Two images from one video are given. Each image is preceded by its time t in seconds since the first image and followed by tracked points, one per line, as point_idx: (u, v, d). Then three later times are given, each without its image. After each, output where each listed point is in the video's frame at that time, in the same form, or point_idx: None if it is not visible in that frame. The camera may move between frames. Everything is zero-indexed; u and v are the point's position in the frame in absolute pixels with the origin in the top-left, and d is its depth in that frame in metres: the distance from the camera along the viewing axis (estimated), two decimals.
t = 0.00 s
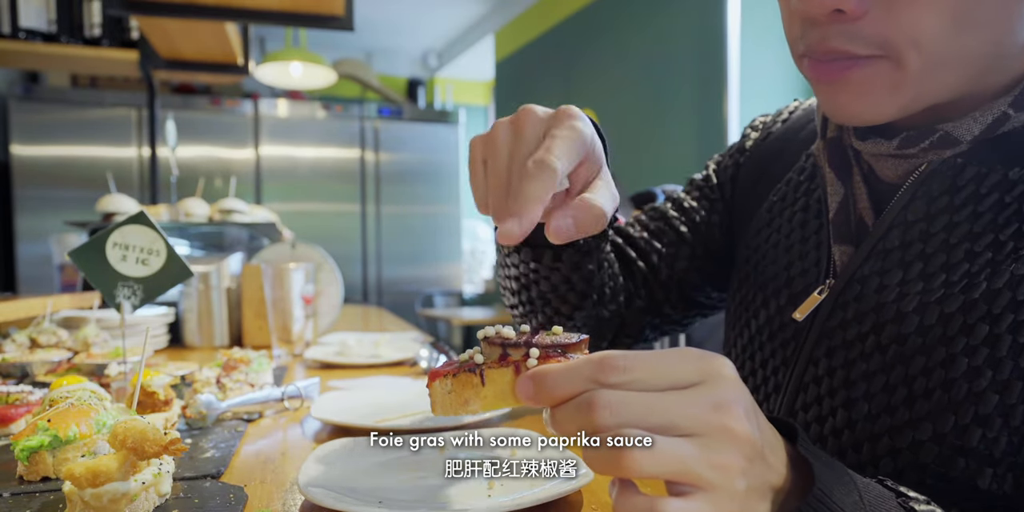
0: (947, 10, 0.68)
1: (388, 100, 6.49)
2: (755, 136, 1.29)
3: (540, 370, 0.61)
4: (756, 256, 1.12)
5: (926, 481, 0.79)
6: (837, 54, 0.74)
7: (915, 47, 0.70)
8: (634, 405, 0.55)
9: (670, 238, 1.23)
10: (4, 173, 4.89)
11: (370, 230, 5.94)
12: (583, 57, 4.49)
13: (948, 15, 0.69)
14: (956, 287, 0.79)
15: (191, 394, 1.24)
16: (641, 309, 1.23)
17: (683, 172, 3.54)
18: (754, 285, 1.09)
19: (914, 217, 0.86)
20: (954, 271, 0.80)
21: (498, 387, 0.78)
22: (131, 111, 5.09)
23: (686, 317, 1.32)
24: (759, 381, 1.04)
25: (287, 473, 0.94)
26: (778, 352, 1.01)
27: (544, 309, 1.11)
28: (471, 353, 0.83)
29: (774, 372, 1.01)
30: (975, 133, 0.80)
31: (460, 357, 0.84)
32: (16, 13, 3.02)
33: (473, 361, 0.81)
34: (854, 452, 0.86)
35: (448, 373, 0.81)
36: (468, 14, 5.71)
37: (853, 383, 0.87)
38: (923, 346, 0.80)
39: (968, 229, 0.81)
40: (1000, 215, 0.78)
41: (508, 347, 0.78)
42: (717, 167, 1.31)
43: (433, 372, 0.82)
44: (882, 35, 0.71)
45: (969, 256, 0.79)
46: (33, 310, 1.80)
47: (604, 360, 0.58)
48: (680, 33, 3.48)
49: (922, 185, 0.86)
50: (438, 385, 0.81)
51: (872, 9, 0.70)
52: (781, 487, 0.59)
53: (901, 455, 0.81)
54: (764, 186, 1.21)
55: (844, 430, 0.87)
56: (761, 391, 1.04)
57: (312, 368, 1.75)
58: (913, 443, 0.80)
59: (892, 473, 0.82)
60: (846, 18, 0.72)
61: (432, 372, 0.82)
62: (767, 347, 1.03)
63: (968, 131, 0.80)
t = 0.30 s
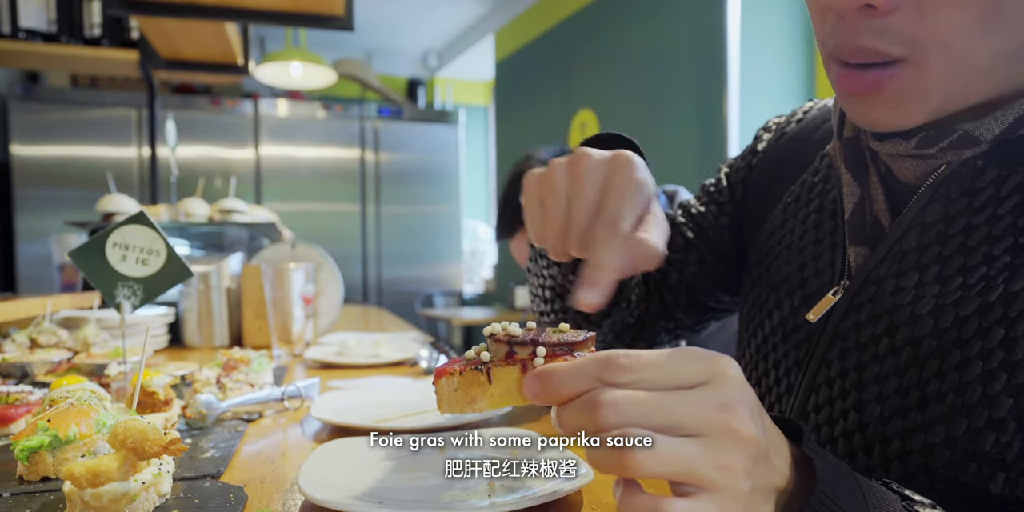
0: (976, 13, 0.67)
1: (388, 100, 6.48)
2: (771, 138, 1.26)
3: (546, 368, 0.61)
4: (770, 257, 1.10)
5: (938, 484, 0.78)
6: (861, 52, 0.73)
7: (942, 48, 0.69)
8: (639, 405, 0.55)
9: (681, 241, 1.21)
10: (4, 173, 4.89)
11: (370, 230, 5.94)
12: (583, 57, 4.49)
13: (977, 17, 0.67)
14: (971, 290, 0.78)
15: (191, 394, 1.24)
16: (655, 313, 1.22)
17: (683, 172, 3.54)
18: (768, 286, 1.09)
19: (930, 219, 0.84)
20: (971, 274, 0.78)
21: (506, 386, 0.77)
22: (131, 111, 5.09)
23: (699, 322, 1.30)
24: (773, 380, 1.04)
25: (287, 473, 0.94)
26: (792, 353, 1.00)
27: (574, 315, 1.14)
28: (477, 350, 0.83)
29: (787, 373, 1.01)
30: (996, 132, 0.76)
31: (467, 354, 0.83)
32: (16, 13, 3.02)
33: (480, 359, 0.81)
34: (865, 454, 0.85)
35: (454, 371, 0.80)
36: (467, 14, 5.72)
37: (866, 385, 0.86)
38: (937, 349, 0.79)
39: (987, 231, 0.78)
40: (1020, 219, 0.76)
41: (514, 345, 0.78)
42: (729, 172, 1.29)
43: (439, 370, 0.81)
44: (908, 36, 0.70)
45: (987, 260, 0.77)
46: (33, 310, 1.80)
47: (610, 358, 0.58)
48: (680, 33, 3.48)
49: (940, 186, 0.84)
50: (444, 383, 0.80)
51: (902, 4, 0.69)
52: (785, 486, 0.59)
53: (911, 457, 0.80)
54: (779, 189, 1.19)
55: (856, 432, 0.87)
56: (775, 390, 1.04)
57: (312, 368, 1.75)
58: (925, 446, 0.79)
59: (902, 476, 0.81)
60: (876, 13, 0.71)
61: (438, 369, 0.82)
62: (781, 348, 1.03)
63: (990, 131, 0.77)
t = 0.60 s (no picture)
0: None
1: (388, 100, 6.48)
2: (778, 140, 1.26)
3: (543, 372, 0.61)
4: (772, 256, 1.09)
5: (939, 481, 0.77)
6: (856, 23, 0.69)
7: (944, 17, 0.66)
8: (635, 406, 0.55)
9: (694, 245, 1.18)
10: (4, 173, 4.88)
11: (370, 230, 5.94)
12: (583, 57, 4.48)
13: None
14: (970, 288, 0.76)
15: (191, 394, 1.24)
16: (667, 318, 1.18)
17: (683, 172, 3.54)
18: (769, 284, 1.07)
19: (929, 217, 0.83)
20: (969, 272, 0.77)
21: (504, 391, 0.76)
22: (131, 111, 5.09)
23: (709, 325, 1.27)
24: (775, 379, 1.03)
25: (287, 473, 0.95)
26: (793, 352, 0.99)
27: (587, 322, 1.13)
28: (474, 356, 0.83)
29: (789, 372, 1.00)
30: (991, 129, 0.77)
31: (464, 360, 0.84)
32: (16, 13, 3.02)
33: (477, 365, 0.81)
34: (867, 452, 0.85)
35: (453, 376, 0.81)
36: (467, 14, 5.72)
37: (867, 384, 0.85)
38: (937, 347, 0.78)
39: (984, 229, 0.77)
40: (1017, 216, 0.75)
41: (512, 349, 0.77)
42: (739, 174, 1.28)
43: (437, 375, 0.82)
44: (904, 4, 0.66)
45: (985, 257, 0.76)
46: (33, 310, 1.80)
47: (605, 360, 0.58)
48: (680, 32, 3.48)
49: (938, 184, 0.83)
50: (443, 388, 0.82)
51: None
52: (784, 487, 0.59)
53: (913, 455, 0.79)
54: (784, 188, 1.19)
55: (858, 431, 0.86)
56: (776, 389, 1.03)
57: (312, 368, 1.75)
58: (925, 444, 0.78)
59: (904, 474, 0.80)
60: None
61: (436, 375, 0.83)
62: (783, 346, 1.01)
63: (984, 128, 0.77)
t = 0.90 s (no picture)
0: None
1: (388, 100, 6.48)
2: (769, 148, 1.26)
3: (542, 372, 0.61)
4: (761, 262, 1.09)
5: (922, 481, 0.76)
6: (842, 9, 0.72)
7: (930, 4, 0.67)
8: (634, 405, 0.55)
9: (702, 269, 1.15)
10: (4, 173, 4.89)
11: (370, 230, 5.94)
12: (583, 56, 4.48)
13: None
14: (945, 286, 0.76)
15: (191, 394, 1.24)
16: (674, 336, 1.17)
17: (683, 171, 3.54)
18: (759, 289, 1.06)
19: (904, 216, 0.83)
20: (943, 269, 0.77)
21: (503, 391, 0.77)
22: (131, 111, 5.09)
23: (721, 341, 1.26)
24: (765, 383, 1.02)
25: (287, 473, 0.94)
26: (781, 355, 0.98)
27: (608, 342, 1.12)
28: (474, 355, 0.82)
29: (777, 376, 0.99)
30: (956, 122, 0.78)
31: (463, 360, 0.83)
32: (16, 13, 3.02)
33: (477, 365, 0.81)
34: (853, 453, 0.84)
35: (452, 377, 0.80)
36: (467, 14, 5.71)
37: (850, 385, 0.84)
38: (914, 345, 0.78)
39: (957, 226, 0.77)
40: (989, 212, 0.75)
41: (511, 350, 0.78)
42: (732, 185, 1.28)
43: (437, 376, 0.81)
44: None
45: (959, 254, 0.76)
46: (33, 310, 1.80)
47: (603, 360, 0.58)
48: (680, 32, 3.48)
49: (911, 184, 0.83)
50: (442, 389, 0.81)
51: None
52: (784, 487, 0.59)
53: (896, 455, 0.78)
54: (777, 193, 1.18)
55: (843, 431, 0.85)
56: (766, 394, 1.02)
57: (312, 368, 1.75)
58: (908, 443, 0.77)
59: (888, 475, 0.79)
60: None
61: (435, 375, 0.82)
62: (772, 350, 1.00)
63: (948, 121, 0.79)
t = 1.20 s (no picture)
0: None
1: (388, 100, 6.48)
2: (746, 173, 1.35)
3: (536, 378, 0.61)
4: (743, 271, 1.16)
5: (891, 467, 0.81)
6: (793, 37, 0.78)
7: (862, 28, 0.74)
8: (630, 407, 0.55)
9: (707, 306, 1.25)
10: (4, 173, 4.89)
11: (370, 230, 5.94)
12: (583, 57, 4.49)
13: None
14: (900, 280, 0.83)
15: (191, 393, 1.24)
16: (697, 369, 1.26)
17: (683, 172, 3.54)
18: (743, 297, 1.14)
19: (861, 216, 0.89)
20: (897, 264, 0.84)
21: (497, 400, 0.77)
22: (131, 111, 5.09)
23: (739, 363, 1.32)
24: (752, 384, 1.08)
25: (287, 473, 0.94)
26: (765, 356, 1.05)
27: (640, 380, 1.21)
28: (466, 365, 0.82)
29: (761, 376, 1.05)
30: (895, 128, 0.84)
31: (454, 371, 0.83)
32: (16, 13, 3.02)
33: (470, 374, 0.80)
34: (827, 444, 0.89)
35: (445, 388, 0.80)
36: (467, 14, 5.71)
37: (820, 379, 0.91)
38: (875, 337, 0.84)
39: (909, 223, 0.84)
40: (937, 208, 0.81)
41: (503, 358, 0.78)
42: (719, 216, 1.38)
43: (431, 387, 0.81)
44: (835, 14, 0.75)
45: (912, 249, 0.83)
46: (33, 310, 1.80)
47: (597, 364, 0.58)
48: (679, 31, 3.48)
49: (866, 184, 0.89)
50: (435, 400, 0.80)
51: None
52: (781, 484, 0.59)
53: (864, 444, 0.84)
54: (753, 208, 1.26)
55: (816, 424, 0.91)
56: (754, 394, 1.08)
57: (312, 368, 1.75)
58: (873, 431, 0.83)
59: (859, 463, 0.85)
60: (796, 3, 0.78)
61: (428, 387, 0.81)
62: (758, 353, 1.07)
63: (888, 127, 0.85)
